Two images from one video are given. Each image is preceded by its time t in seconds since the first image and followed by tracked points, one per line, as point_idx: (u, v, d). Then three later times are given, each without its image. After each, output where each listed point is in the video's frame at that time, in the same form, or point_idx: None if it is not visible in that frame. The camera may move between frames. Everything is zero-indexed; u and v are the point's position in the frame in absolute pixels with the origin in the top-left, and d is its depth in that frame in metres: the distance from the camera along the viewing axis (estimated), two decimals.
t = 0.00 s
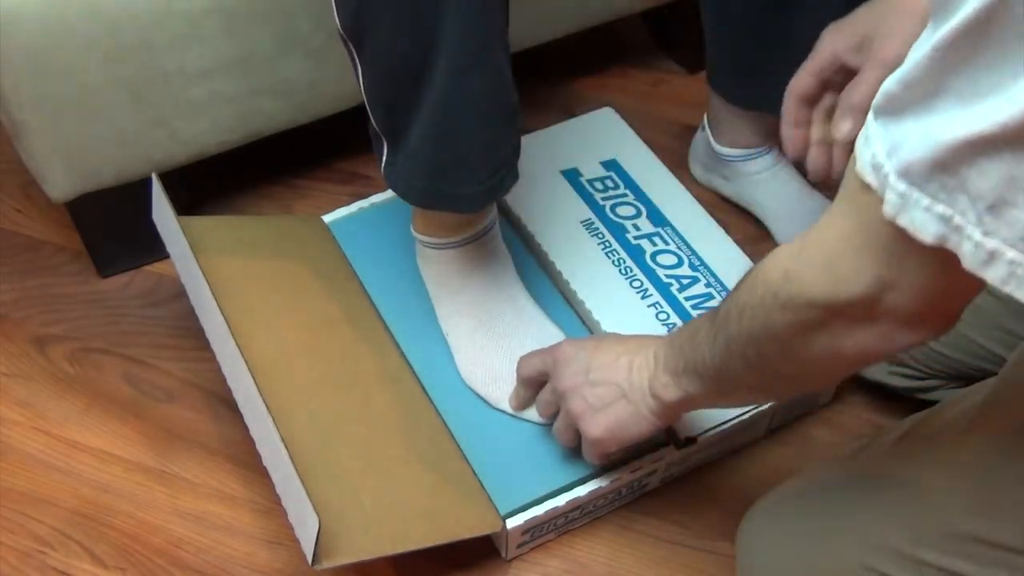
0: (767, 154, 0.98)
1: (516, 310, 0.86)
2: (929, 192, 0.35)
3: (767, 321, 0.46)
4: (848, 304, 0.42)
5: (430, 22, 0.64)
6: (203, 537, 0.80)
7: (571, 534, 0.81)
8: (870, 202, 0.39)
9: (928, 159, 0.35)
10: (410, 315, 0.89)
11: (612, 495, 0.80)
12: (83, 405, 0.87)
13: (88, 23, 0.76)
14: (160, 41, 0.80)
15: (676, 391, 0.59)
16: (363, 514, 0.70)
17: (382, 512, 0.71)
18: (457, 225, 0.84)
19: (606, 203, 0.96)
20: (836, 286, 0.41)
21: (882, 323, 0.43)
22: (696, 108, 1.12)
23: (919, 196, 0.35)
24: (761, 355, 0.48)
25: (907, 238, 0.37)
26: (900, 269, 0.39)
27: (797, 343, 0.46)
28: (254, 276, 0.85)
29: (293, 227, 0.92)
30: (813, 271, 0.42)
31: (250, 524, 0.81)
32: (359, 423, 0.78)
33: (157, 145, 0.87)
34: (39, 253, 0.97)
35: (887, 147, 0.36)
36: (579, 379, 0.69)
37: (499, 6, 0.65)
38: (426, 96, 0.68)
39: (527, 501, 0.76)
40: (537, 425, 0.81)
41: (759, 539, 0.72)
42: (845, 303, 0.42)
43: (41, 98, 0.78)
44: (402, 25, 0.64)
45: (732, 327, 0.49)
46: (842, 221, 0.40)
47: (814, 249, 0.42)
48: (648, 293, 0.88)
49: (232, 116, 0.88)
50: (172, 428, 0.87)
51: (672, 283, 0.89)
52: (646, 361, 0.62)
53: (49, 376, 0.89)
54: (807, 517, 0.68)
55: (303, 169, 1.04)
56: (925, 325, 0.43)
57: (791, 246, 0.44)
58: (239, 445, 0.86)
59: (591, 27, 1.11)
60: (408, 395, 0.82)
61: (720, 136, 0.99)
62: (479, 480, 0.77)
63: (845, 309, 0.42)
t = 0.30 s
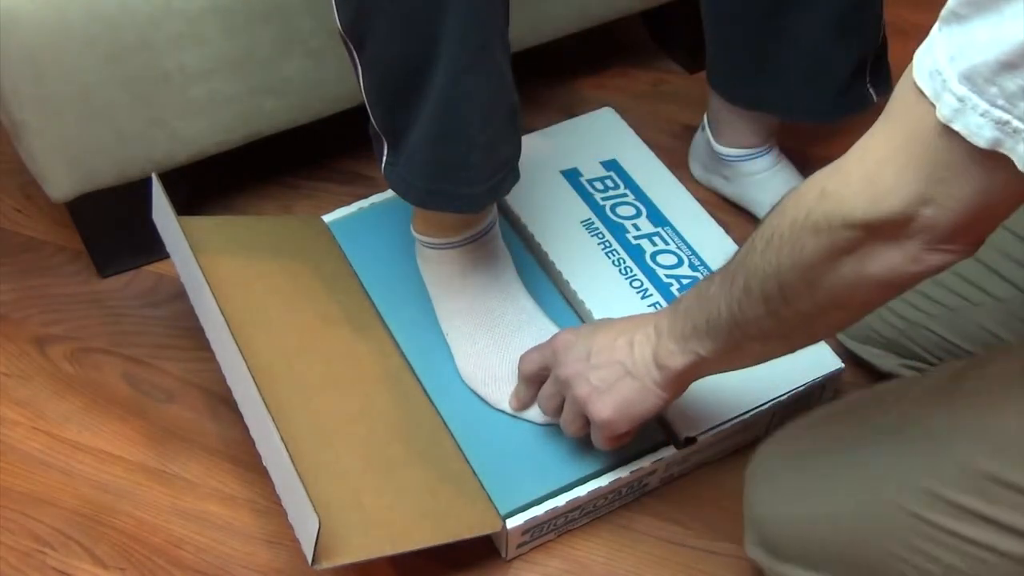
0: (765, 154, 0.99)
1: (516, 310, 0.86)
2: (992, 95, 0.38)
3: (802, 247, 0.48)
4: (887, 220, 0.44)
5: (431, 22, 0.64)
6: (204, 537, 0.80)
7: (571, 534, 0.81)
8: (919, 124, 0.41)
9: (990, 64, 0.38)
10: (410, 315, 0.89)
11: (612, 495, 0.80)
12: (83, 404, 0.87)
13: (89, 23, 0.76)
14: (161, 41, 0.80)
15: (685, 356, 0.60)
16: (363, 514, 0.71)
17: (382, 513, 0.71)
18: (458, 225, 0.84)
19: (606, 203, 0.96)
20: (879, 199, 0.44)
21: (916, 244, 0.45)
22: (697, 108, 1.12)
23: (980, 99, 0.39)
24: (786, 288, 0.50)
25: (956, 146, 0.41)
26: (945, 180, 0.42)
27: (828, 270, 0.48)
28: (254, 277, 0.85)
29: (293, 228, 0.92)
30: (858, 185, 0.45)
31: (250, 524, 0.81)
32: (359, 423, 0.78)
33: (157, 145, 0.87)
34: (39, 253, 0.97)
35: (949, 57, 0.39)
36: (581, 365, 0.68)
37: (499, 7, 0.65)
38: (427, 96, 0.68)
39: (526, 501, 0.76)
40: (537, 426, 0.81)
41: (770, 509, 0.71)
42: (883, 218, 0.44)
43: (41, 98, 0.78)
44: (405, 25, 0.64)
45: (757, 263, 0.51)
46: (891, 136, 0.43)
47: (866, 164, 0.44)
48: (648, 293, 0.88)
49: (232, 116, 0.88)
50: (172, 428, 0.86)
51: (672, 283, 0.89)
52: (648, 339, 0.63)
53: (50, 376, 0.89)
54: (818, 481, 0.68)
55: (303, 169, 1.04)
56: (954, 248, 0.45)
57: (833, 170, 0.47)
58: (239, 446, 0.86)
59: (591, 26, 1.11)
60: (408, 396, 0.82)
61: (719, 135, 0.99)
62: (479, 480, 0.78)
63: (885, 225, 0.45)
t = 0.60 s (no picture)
0: (765, 154, 0.98)
1: (516, 310, 0.86)
2: (965, 157, 0.37)
3: (790, 290, 0.48)
4: (874, 272, 0.44)
5: (430, 21, 0.64)
6: (203, 537, 0.81)
7: (571, 534, 0.81)
8: (895, 175, 0.40)
9: (967, 125, 0.36)
10: (409, 316, 0.89)
11: (612, 495, 0.80)
12: (83, 405, 0.87)
13: (88, 23, 0.76)
14: (160, 41, 0.80)
15: (681, 373, 0.60)
16: (361, 515, 0.71)
17: (381, 515, 0.71)
18: (457, 225, 0.84)
19: (606, 203, 0.96)
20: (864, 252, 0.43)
21: (904, 293, 0.44)
22: (697, 108, 1.12)
23: (954, 161, 0.37)
24: (778, 325, 0.50)
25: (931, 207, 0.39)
26: (927, 236, 0.41)
27: (819, 312, 0.48)
28: (254, 277, 0.85)
29: (293, 228, 0.92)
30: (840, 236, 0.44)
31: (250, 524, 0.81)
32: (359, 423, 0.78)
33: (157, 145, 0.87)
34: (39, 253, 0.97)
35: (925, 113, 0.38)
36: (579, 370, 0.68)
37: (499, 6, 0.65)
38: (427, 95, 0.68)
39: (527, 501, 0.76)
40: (537, 427, 0.81)
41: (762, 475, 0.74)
42: (870, 270, 0.43)
43: (41, 98, 0.78)
44: (404, 24, 0.64)
45: (748, 298, 0.51)
46: (870, 186, 0.42)
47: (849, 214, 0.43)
48: (648, 293, 0.88)
49: (232, 116, 0.88)
50: (172, 428, 0.87)
51: (672, 283, 0.89)
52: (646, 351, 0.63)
53: (50, 376, 0.89)
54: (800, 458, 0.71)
55: (303, 169, 1.04)
56: (944, 297, 0.44)
57: (815, 214, 0.46)
58: (238, 446, 0.86)
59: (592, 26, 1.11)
60: (408, 396, 0.82)
61: (719, 135, 0.99)
62: (479, 481, 0.78)
63: (873, 276, 0.44)
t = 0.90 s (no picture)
0: (767, 154, 0.98)
1: (516, 310, 0.86)
2: (872, 197, 0.37)
3: (751, 316, 0.47)
4: (823, 301, 0.43)
5: (430, 21, 0.64)
6: (204, 537, 0.81)
7: (571, 534, 0.81)
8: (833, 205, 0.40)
9: (874, 163, 0.36)
10: (409, 315, 0.89)
11: (612, 495, 0.80)
12: (83, 405, 0.87)
13: (88, 23, 0.76)
14: (161, 41, 0.80)
15: (667, 384, 0.60)
16: (360, 515, 0.71)
17: (380, 514, 0.71)
18: (458, 225, 0.84)
19: (606, 203, 0.96)
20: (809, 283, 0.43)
21: (862, 319, 0.43)
22: (697, 108, 1.12)
23: (863, 199, 0.37)
24: (746, 349, 0.50)
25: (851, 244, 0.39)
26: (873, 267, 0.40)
27: (781, 338, 0.47)
28: (253, 277, 0.85)
29: (294, 227, 0.92)
30: (786, 270, 0.44)
31: (249, 524, 0.81)
32: (359, 423, 0.78)
33: (157, 145, 0.87)
34: (39, 253, 0.97)
35: (845, 144, 0.37)
36: (573, 376, 0.68)
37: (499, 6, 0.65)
38: (427, 94, 0.68)
39: (527, 501, 0.76)
40: (537, 427, 0.81)
41: (761, 480, 0.74)
42: (822, 300, 0.43)
43: (41, 98, 0.78)
44: (404, 25, 0.64)
45: (716, 322, 0.51)
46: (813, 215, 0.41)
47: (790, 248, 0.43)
48: (648, 293, 0.88)
49: (232, 116, 0.88)
50: (172, 428, 0.87)
51: (672, 283, 0.89)
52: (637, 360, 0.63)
53: (50, 376, 0.89)
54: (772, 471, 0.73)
55: (303, 169, 1.04)
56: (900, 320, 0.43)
57: (765, 243, 0.46)
58: (238, 445, 0.86)
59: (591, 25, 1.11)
60: (407, 396, 0.82)
61: (720, 135, 0.99)
62: (479, 481, 0.78)
63: (824, 305, 0.43)
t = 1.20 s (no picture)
0: (767, 149, 0.98)
1: (516, 311, 0.86)
2: (831, 226, 0.36)
3: (739, 334, 0.47)
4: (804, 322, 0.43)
5: (428, 26, 0.64)
6: (204, 537, 0.81)
7: (571, 534, 0.81)
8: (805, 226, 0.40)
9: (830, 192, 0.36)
10: (408, 314, 0.89)
11: (612, 495, 0.80)
12: (83, 405, 0.87)
13: (88, 23, 0.76)
14: (160, 41, 0.80)
15: (667, 396, 0.60)
16: (360, 515, 0.71)
17: (379, 513, 0.72)
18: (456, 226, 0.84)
19: (605, 203, 0.96)
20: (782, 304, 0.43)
21: (842, 340, 0.43)
22: (697, 108, 1.12)
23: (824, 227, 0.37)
24: (737, 366, 0.50)
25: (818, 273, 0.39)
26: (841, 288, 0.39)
27: (767, 356, 0.47)
28: (252, 277, 0.85)
29: (294, 227, 0.92)
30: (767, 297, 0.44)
31: (249, 524, 0.81)
32: (358, 424, 0.78)
33: (157, 145, 0.87)
34: (39, 253, 0.97)
35: (810, 172, 0.37)
36: (574, 384, 0.69)
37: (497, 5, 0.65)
38: (425, 98, 0.68)
39: (527, 501, 0.76)
40: (537, 427, 0.81)
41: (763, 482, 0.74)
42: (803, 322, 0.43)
43: (41, 98, 0.78)
44: (401, 30, 0.64)
45: (707, 337, 0.51)
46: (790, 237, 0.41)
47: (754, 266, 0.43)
48: (648, 293, 0.88)
49: (232, 116, 0.88)
50: (172, 428, 0.87)
51: (672, 283, 0.89)
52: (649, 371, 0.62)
53: (50, 376, 0.89)
54: (766, 474, 0.73)
55: (303, 168, 1.04)
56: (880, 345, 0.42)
57: (749, 263, 0.46)
58: (238, 445, 0.86)
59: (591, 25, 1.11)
60: (407, 396, 0.82)
61: (719, 133, 0.98)
62: (479, 481, 0.77)
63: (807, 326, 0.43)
